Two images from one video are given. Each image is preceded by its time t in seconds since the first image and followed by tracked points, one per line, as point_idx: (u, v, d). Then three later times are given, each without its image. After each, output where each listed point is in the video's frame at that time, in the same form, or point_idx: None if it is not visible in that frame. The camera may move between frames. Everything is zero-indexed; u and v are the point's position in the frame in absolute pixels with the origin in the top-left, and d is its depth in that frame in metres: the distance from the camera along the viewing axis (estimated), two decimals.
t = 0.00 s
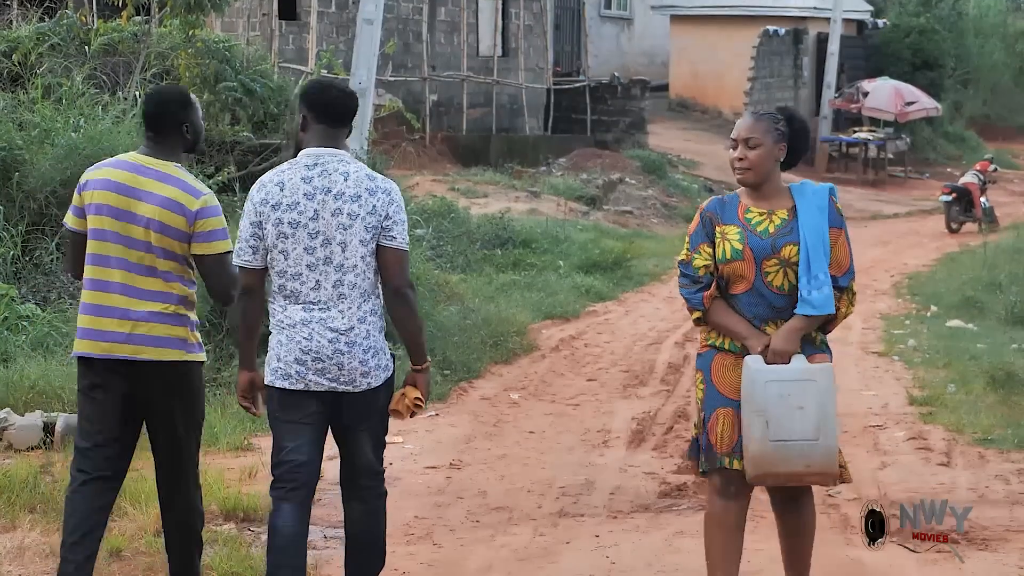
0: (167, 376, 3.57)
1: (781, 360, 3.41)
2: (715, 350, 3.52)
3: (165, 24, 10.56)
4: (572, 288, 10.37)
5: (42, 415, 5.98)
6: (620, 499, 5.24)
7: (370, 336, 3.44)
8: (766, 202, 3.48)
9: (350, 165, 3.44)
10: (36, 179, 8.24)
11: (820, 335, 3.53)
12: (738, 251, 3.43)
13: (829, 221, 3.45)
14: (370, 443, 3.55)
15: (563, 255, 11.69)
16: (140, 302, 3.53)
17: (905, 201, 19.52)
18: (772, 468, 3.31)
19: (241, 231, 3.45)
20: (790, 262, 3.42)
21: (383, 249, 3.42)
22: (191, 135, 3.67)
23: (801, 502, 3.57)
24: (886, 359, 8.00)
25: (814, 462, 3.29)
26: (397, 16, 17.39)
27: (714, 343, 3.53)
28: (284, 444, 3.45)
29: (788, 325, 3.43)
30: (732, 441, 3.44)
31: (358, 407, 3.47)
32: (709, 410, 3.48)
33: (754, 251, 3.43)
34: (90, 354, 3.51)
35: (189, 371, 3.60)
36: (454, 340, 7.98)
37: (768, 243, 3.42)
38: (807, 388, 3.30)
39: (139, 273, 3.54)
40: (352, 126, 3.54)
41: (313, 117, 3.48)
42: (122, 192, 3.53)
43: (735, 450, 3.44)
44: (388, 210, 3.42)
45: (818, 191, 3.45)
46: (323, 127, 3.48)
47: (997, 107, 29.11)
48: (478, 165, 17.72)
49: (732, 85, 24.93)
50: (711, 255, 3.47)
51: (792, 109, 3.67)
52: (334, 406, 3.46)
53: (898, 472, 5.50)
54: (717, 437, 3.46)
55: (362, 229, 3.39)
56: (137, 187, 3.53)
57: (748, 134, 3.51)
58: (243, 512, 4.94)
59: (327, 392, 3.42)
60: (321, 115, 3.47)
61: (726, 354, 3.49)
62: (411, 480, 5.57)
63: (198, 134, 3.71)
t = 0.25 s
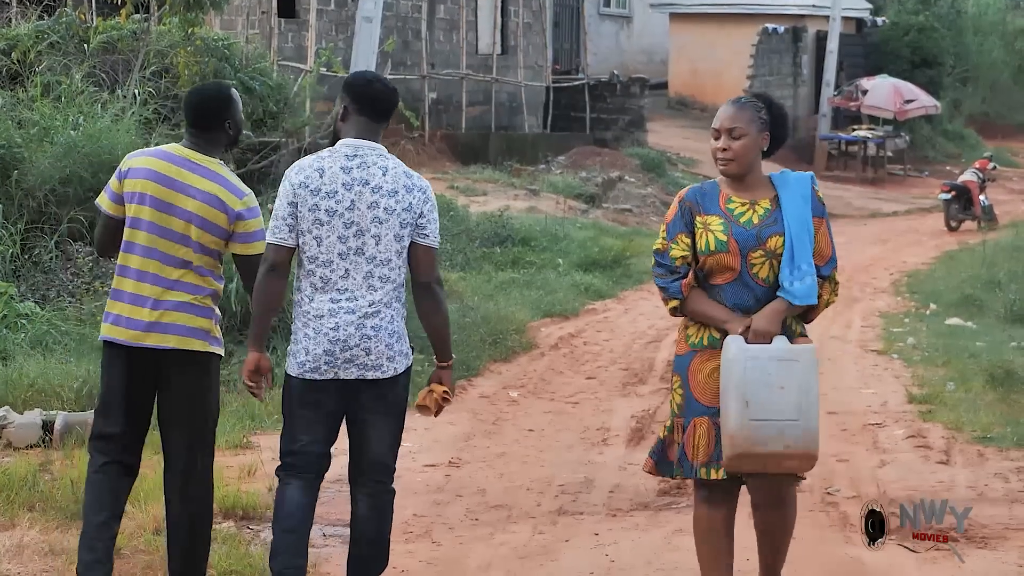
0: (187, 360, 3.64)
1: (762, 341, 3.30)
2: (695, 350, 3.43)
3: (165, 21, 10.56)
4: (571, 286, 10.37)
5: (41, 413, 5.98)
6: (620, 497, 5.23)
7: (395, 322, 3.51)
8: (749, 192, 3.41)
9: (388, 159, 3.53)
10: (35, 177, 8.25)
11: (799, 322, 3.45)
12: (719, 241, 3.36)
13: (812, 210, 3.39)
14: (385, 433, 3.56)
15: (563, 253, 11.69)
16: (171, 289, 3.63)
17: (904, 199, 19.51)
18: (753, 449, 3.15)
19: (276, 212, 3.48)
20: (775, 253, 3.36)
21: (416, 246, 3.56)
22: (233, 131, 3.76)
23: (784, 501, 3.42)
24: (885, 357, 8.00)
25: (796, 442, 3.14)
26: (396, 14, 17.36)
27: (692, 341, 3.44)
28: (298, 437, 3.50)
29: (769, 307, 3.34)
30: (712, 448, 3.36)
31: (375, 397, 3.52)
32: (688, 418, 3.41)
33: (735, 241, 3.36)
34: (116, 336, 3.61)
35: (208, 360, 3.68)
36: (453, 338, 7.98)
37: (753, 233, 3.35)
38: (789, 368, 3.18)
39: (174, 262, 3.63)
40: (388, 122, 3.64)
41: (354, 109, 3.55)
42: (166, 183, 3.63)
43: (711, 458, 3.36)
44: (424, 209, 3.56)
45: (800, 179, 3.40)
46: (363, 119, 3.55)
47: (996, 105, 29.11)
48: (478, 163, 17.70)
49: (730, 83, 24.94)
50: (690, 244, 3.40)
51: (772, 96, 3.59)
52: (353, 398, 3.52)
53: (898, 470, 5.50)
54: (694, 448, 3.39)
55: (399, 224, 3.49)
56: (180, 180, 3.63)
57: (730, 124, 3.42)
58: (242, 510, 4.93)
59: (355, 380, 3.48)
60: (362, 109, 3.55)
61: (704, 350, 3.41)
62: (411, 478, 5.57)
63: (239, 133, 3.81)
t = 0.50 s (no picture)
0: (203, 362, 3.65)
1: (771, 344, 3.28)
2: (691, 357, 3.41)
3: (164, 20, 10.56)
4: (570, 285, 10.36)
5: (39, 411, 5.97)
6: (618, 495, 5.23)
7: (401, 318, 3.54)
8: (750, 193, 3.37)
9: (404, 158, 3.55)
10: (34, 176, 8.26)
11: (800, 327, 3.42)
12: (719, 243, 3.32)
13: (812, 214, 3.36)
14: (386, 429, 3.56)
15: (562, 252, 11.68)
16: (182, 289, 3.62)
17: (903, 198, 19.50)
18: (770, 450, 3.08)
19: (292, 209, 3.50)
20: (777, 257, 3.33)
21: (430, 245, 3.58)
22: (246, 129, 3.74)
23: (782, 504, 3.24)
24: (884, 356, 8.00)
25: (814, 441, 3.08)
26: (395, 12, 17.34)
27: (688, 348, 3.42)
28: (308, 432, 3.59)
29: (776, 309, 3.32)
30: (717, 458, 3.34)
31: (381, 391, 3.53)
32: (688, 425, 3.37)
33: (736, 244, 3.32)
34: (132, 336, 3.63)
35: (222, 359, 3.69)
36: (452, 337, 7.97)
37: (754, 236, 3.32)
38: (804, 368, 3.14)
39: (187, 261, 3.63)
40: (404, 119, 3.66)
41: (368, 108, 3.57)
42: (178, 182, 3.62)
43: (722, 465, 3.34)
44: (438, 208, 3.58)
45: (799, 182, 3.38)
46: (377, 118, 3.57)
47: (995, 103, 29.11)
48: (477, 161, 17.69)
49: (729, 82, 24.94)
50: (688, 246, 3.36)
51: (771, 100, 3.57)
52: (357, 391, 3.54)
53: (897, 469, 5.50)
54: (703, 459, 3.34)
55: (414, 223, 3.52)
56: (193, 178, 3.62)
57: (734, 123, 3.38)
58: (241, 509, 4.93)
59: (361, 375, 3.51)
60: (378, 107, 3.56)
61: (701, 358, 3.39)
62: (410, 476, 5.56)
63: (254, 130, 3.79)
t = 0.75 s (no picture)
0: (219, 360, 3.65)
1: (773, 345, 3.18)
2: (705, 356, 3.32)
3: (163, 18, 10.51)
4: (569, 283, 10.36)
5: (39, 409, 5.98)
6: (618, 493, 5.24)
7: (405, 315, 3.54)
8: (764, 187, 3.28)
9: (402, 158, 3.54)
10: (33, 174, 8.27)
11: (810, 326, 3.32)
12: (730, 236, 3.23)
13: (826, 210, 3.27)
14: (386, 423, 3.56)
15: (561, 250, 11.68)
16: (190, 285, 3.63)
17: (902, 196, 19.51)
18: (754, 456, 3.04)
19: (296, 215, 3.50)
20: (790, 252, 3.23)
21: (432, 242, 3.57)
22: (248, 127, 3.75)
23: (787, 512, 3.22)
24: (883, 354, 8.00)
25: (799, 452, 3.03)
26: (394, 10, 17.33)
27: (700, 346, 3.33)
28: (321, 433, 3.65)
29: (784, 308, 3.22)
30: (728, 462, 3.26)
31: (386, 389, 3.54)
32: (702, 427, 3.29)
33: (747, 237, 3.23)
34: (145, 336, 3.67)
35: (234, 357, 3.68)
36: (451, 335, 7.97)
37: (767, 230, 3.22)
38: (798, 374, 3.05)
39: (196, 258, 3.63)
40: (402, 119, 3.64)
41: (365, 111, 3.56)
42: (181, 181, 3.64)
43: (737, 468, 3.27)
44: (439, 204, 3.56)
45: (815, 178, 3.29)
46: (374, 121, 3.56)
47: (994, 102, 29.13)
48: (476, 159, 17.68)
49: (728, 80, 24.95)
50: (699, 240, 3.27)
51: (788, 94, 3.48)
52: (362, 387, 3.55)
53: (896, 467, 5.50)
54: (716, 455, 3.28)
55: (414, 221, 3.51)
56: (196, 177, 3.63)
57: (750, 114, 3.29)
58: (240, 507, 4.93)
59: (364, 373, 3.52)
60: (375, 109, 3.55)
61: (714, 355, 3.30)
62: (409, 474, 5.56)
63: (255, 128, 3.79)
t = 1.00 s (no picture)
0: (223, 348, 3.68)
1: (781, 350, 3.08)
2: (711, 349, 3.22)
3: (163, 16, 10.52)
4: (569, 282, 10.36)
5: (39, 408, 5.97)
6: (618, 492, 5.24)
7: (402, 311, 3.54)
8: (772, 178, 3.18)
9: (388, 155, 3.55)
10: (33, 172, 8.27)
11: (825, 323, 3.23)
12: (738, 230, 3.13)
13: (838, 201, 3.15)
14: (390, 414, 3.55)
15: (560, 248, 11.68)
16: (196, 281, 3.67)
17: (902, 194, 19.50)
18: (763, 468, 2.98)
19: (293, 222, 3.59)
20: (797, 245, 3.13)
21: (422, 233, 3.54)
22: (245, 125, 3.78)
23: (794, 517, 3.22)
24: (883, 352, 8.00)
25: (811, 461, 2.98)
26: (394, 9, 17.32)
27: (709, 339, 3.23)
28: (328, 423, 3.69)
29: (791, 312, 3.12)
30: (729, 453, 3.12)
31: (385, 382, 3.55)
32: (703, 415, 3.17)
33: (755, 231, 3.13)
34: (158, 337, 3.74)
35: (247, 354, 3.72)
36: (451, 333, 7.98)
37: (773, 222, 3.12)
38: (809, 382, 2.98)
39: (194, 252, 3.68)
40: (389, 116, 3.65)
41: (349, 115, 3.58)
42: (179, 181, 3.68)
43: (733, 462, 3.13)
44: (427, 196, 3.53)
45: (827, 168, 3.17)
46: (358, 123, 3.58)
47: (994, 100, 29.13)
48: (476, 158, 17.68)
49: (728, 78, 24.97)
50: (707, 234, 3.18)
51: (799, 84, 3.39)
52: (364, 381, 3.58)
53: (895, 465, 5.50)
54: (709, 448, 3.14)
55: (401, 217, 3.51)
56: (189, 174, 3.66)
57: (757, 102, 3.20)
58: (241, 506, 4.94)
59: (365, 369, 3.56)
60: (359, 111, 3.57)
61: (723, 350, 3.20)
62: (409, 473, 5.57)
63: (255, 127, 3.82)
